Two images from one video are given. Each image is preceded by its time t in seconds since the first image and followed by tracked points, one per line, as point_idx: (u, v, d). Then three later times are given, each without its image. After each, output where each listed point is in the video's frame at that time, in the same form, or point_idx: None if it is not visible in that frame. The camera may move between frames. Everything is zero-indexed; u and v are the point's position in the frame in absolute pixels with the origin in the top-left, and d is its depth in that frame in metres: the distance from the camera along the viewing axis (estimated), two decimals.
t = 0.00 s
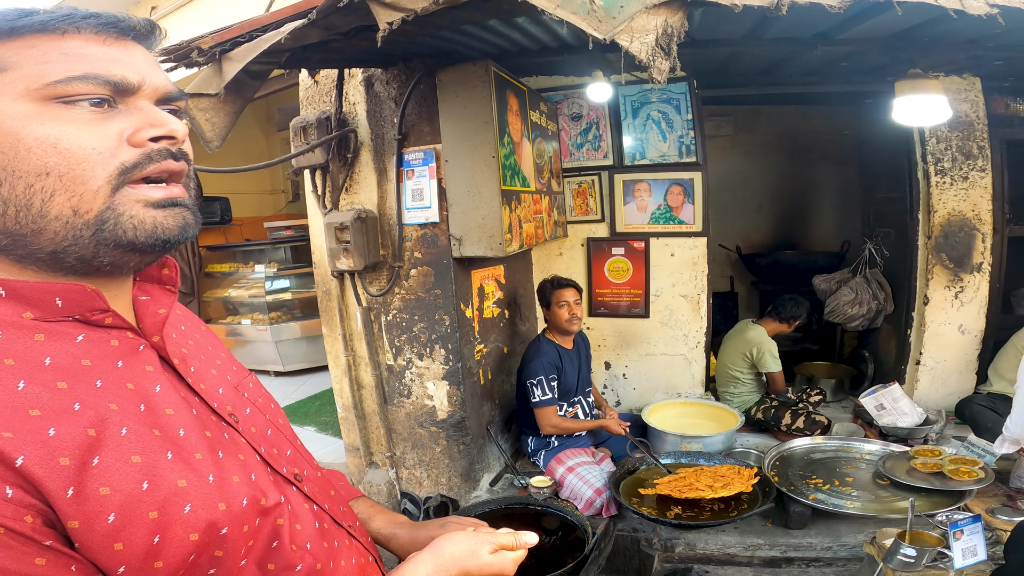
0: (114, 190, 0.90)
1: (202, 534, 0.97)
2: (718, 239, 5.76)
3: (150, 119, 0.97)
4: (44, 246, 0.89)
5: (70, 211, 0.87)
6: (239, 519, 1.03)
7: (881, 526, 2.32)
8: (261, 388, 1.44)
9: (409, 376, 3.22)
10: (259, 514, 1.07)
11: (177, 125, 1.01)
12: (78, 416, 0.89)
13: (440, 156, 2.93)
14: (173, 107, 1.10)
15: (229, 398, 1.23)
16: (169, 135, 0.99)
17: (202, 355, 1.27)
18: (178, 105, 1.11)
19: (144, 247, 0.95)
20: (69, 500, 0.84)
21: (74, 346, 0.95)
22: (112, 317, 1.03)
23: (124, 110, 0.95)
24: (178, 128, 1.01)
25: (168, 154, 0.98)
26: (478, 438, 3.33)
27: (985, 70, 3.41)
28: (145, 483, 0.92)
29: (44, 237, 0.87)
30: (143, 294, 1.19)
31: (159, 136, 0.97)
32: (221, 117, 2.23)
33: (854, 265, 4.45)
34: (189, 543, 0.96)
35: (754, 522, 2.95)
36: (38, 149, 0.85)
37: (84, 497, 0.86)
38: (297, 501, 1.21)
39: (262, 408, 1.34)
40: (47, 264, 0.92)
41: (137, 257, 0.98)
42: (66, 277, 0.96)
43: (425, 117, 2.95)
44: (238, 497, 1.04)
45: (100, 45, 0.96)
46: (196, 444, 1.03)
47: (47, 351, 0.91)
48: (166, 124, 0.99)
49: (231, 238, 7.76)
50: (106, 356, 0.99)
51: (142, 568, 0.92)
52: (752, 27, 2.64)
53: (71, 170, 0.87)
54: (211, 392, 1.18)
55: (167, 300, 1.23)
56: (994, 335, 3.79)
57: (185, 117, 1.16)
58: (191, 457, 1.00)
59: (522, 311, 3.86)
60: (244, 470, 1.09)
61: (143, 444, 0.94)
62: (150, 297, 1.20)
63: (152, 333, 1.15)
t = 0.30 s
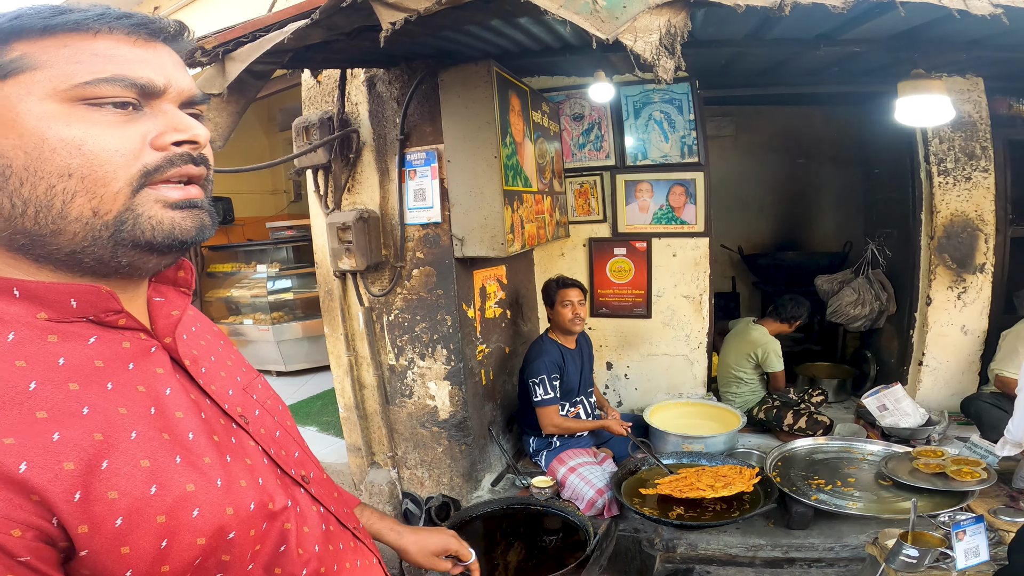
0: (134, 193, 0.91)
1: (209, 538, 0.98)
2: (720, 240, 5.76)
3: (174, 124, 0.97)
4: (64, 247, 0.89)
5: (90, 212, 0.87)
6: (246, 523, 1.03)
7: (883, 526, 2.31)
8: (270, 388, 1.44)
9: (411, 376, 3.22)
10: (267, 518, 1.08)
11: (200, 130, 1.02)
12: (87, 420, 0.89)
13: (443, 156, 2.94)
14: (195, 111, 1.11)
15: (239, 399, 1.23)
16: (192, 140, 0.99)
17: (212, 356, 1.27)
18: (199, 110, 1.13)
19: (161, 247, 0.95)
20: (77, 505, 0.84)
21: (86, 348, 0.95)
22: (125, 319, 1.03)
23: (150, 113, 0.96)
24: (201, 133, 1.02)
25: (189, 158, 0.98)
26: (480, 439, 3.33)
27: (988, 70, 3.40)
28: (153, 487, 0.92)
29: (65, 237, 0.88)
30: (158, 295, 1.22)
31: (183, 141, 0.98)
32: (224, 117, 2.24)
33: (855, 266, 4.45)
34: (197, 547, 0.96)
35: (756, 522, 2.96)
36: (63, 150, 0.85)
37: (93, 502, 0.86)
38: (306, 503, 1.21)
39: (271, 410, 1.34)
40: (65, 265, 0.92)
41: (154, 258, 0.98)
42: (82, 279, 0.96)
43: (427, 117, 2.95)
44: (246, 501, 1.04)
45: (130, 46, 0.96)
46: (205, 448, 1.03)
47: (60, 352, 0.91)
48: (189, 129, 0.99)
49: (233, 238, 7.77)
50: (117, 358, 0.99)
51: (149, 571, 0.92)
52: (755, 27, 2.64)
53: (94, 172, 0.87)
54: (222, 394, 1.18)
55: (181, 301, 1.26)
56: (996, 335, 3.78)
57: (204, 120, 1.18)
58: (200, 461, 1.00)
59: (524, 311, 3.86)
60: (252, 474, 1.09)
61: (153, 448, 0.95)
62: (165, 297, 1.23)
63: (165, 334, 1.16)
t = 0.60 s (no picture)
0: (121, 185, 0.88)
1: (214, 544, 0.98)
2: (722, 241, 5.75)
3: (166, 117, 0.95)
4: (57, 244, 0.89)
5: (76, 207, 0.86)
6: (252, 529, 1.03)
7: (885, 529, 2.30)
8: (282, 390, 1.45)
9: (413, 376, 3.22)
10: (273, 523, 1.08)
11: (196, 124, 0.98)
12: (99, 423, 0.89)
13: (445, 157, 2.94)
14: (204, 104, 1.10)
15: (252, 402, 1.24)
16: (185, 134, 0.96)
17: (226, 358, 1.28)
18: (208, 102, 1.12)
19: (156, 240, 0.93)
20: (87, 510, 0.84)
21: (100, 349, 0.95)
22: (140, 320, 1.04)
23: (145, 107, 0.95)
24: (196, 126, 0.98)
25: (183, 152, 0.94)
26: (481, 439, 3.33)
27: (993, 71, 3.38)
28: (160, 493, 0.92)
29: (55, 235, 0.87)
30: (173, 297, 1.23)
31: (175, 135, 0.95)
32: (227, 117, 2.24)
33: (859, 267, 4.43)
34: (202, 552, 0.96)
35: (758, 524, 2.93)
36: (44, 146, 0.84)
37: (101, 507, 0.86)
38: (314, 508, 1.21)
39: (282, 413, 1.35)
40: (64, 263, 0.93)
41: (154, 251, 0.96)
42: (89, 277, 0.96)
43: (430, 117, 2.96)
44: (253, 507, 1.04)
45: (123, 39, 0.96)
46: (215, 452, 1.03)
47: (75, 353, 0.91)
48: (182, 122, 0.96)
49: (235, 238, 7.79)
50: (132, 359, 0.99)
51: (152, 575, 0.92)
52: (758, 28, 2.63)
53: (76, 166, 0.86)
54: (234, 396, 1.18)
55: (195, 303, 1.26)
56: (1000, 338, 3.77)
57: (218, 116, 1.16)
58: (209, 466, 1.00)
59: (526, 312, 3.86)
60: (260, 479, 1.09)
61: (163, 452, 0.95)
62: (180, 299, 1.24)
63: (179, 335, 1.17)
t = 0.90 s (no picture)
0: (111, 185, 0.87)
1: (213, 544, 0.97)
2: (721, 242, 5.76)
3: (158, 118, 0.94)
4: (46, 244, 0.88)
5: (64, 208, 0.85)
6: (250, 530, 1.02)
7: (884, 531, 2.29)
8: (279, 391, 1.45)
9: (412, 377, 3.21)
10: (270, 524, 1.07)
11: (188, 124, 0.97)
12: (99, 423, 0.88)
13: (444, 158, 2.93)
14: (203, 104, 1.09)
15: (248, 403, 1.23)
16: (177, 135, 0.94)
17: (222, 360, 1.27)
18: (208, 102, 1.11)
19: (145, 242, 0.91)
20: (87, 510, 0.83)
21: (98, 349, 0.94)
22: (137, 320, 1.03)
23: (138, 107, 0.94)
24: (188, 127, 0.96)
25: (175, 152, 0.93)
26: (480, 441, 3.32)
27: (993, 72, 3.38)
28: (161, 493, 0.92)
29: (44, 235, 0.86)
30: (167, 299, 1.21)
31: (166, 135, 0.93)
32: (224, 118, 2.24)
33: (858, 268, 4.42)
34: (200, 553, 0.96)
35: (756, 526, 2.93)
36: (31, 146, 0.84)
37: (104, 506, 0.85)
38: (312, 509, 1.21)
39: (279, 415, 1.34)
40: (58, 262, 0.92)
41: (143, 252, 0.94)
42: (82, 277, 0.96)
43: (429, 118, 2.95)
44: (252, 508, 1.03)
45: (117, 38, 0.95)
46: (213, 453, 1.02)
47: (72, 354, 0.91)
48: (173, 122, 0.95)
49: (234, 238, 7.78)
50: (129, 360, 0.99)
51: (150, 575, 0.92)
52: (757, 29, 2.63)
53: (62, 167, 0.85)
54: (231, 398, 1.17)
55: (191, 303, 1.25)
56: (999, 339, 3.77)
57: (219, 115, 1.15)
58: (208, 467, 1.00)
59: (525, 313, 3.86)
60: (259, 480, 1.08)
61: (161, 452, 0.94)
62: (175, 299, 1.23)
63: (175, 336, 1.15)
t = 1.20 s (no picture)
0: (69, 179, 0.86)
1: (185, 552, 0.96)
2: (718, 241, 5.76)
3: (119, 108, 0.92)
4: (8, 243, 0.88)
5: (21, 204, 0.85)
6: (227, 537, 1.02)
7: (879, 531, 2.27)
8: (274, 391, 1.44)
9: (407, 375, 3.20)
10: (253, 531, 1.06)
11: (151, 112, 0.95)
12: (61, 426, 0.87)
13: (441, 155, 2.92)
14: (172, 93, 1.07)
15: (237, 405, 1.22)
16: (138, 124, 0.93)
17: (212, 360, 1.26)
18: (178, 90, 1.08)
19: (106, 238, 0.91)
20: (40, 516, 0.82)
21: (69, 349, 0.94)
22: (112, 320, 1.03)
23: (99, 96, 0.93)
24: (150, 115, 0.95)
25: (137, 142, 0.92)
26: (476, 439, 3.32)
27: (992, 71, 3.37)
28: (126, 499, 0.90)
29: (3, 233, 0.86)
30: (150, 297, 1.21)
31: (127, 124, 0.92)
32: (218, 115, 2.22)
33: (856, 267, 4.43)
34: (170, 561, 0.95)
35: (752, 525, 2.93)
36: None
37: (59, 511, 0.84)
38: (302, 514, 1.21)
39: (270, 416, 1.32)
40: (25, 262, 0.92)
41: (110, 249, 0.94)
42: (46, 274, 0.96)
43: (426, 115, 2.94)
44: (228, 514, 1.02)
45: (78, 29, 0.93)
46: (188, 457, 1.01)
47: (40, 354, 0.90)
48: (135, 111, 0.93)
49: (230, 236, 7.75)
50: (103, 360, 0.98)
51: None
52: (756, 26, 2.62)
53: (19, 161, 0.85)
54: (217, 400, 1.17)
55: (175, 303, 1.26)
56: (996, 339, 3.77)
57: (195, 104, 1.13)
58: (181, 472, 0.99)
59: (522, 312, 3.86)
60: (238, 485, 1.07)
61: (129, 456, 0.93)
62: (159, 298, 1.24)
63: (157, 337, 1.15)
